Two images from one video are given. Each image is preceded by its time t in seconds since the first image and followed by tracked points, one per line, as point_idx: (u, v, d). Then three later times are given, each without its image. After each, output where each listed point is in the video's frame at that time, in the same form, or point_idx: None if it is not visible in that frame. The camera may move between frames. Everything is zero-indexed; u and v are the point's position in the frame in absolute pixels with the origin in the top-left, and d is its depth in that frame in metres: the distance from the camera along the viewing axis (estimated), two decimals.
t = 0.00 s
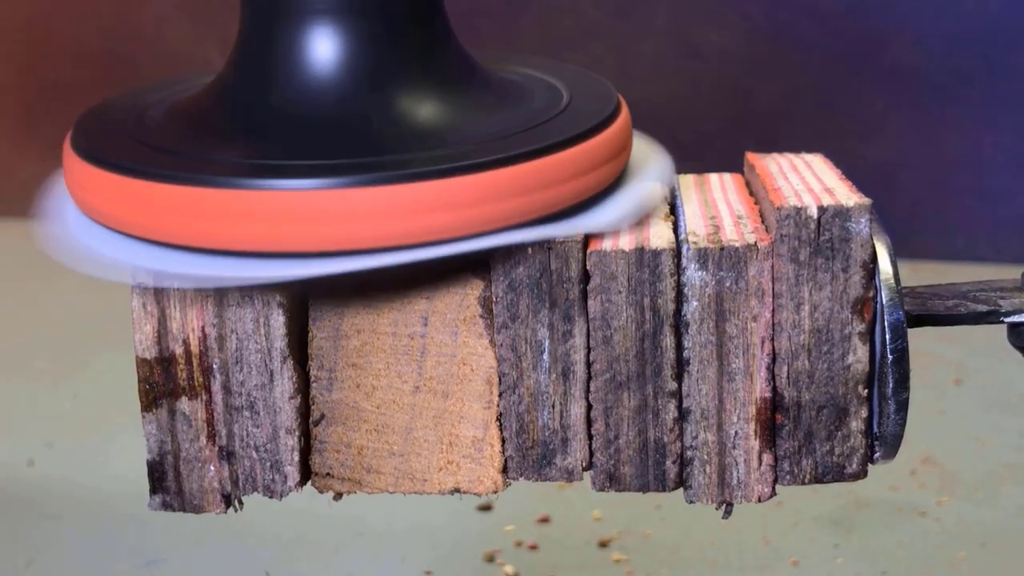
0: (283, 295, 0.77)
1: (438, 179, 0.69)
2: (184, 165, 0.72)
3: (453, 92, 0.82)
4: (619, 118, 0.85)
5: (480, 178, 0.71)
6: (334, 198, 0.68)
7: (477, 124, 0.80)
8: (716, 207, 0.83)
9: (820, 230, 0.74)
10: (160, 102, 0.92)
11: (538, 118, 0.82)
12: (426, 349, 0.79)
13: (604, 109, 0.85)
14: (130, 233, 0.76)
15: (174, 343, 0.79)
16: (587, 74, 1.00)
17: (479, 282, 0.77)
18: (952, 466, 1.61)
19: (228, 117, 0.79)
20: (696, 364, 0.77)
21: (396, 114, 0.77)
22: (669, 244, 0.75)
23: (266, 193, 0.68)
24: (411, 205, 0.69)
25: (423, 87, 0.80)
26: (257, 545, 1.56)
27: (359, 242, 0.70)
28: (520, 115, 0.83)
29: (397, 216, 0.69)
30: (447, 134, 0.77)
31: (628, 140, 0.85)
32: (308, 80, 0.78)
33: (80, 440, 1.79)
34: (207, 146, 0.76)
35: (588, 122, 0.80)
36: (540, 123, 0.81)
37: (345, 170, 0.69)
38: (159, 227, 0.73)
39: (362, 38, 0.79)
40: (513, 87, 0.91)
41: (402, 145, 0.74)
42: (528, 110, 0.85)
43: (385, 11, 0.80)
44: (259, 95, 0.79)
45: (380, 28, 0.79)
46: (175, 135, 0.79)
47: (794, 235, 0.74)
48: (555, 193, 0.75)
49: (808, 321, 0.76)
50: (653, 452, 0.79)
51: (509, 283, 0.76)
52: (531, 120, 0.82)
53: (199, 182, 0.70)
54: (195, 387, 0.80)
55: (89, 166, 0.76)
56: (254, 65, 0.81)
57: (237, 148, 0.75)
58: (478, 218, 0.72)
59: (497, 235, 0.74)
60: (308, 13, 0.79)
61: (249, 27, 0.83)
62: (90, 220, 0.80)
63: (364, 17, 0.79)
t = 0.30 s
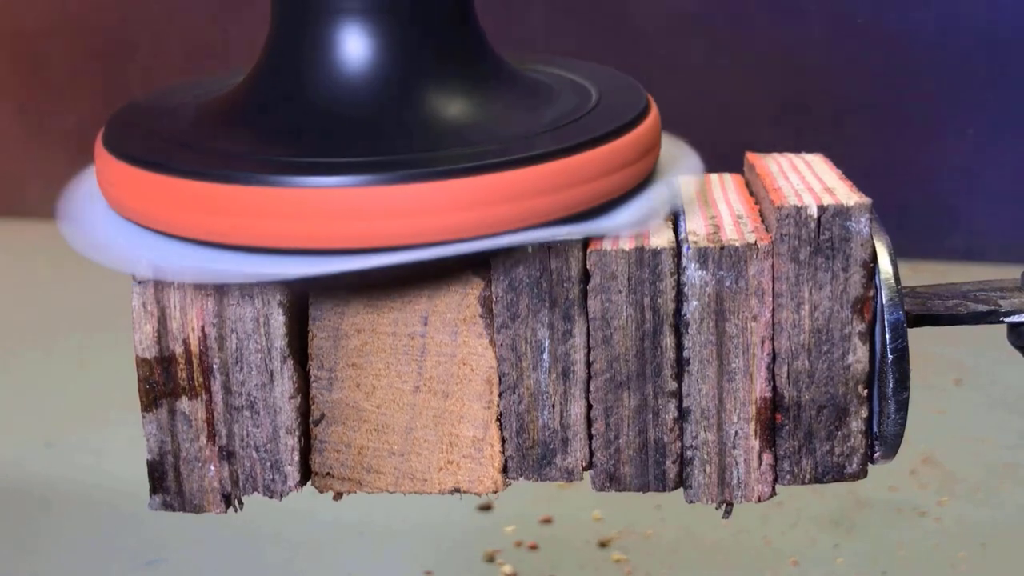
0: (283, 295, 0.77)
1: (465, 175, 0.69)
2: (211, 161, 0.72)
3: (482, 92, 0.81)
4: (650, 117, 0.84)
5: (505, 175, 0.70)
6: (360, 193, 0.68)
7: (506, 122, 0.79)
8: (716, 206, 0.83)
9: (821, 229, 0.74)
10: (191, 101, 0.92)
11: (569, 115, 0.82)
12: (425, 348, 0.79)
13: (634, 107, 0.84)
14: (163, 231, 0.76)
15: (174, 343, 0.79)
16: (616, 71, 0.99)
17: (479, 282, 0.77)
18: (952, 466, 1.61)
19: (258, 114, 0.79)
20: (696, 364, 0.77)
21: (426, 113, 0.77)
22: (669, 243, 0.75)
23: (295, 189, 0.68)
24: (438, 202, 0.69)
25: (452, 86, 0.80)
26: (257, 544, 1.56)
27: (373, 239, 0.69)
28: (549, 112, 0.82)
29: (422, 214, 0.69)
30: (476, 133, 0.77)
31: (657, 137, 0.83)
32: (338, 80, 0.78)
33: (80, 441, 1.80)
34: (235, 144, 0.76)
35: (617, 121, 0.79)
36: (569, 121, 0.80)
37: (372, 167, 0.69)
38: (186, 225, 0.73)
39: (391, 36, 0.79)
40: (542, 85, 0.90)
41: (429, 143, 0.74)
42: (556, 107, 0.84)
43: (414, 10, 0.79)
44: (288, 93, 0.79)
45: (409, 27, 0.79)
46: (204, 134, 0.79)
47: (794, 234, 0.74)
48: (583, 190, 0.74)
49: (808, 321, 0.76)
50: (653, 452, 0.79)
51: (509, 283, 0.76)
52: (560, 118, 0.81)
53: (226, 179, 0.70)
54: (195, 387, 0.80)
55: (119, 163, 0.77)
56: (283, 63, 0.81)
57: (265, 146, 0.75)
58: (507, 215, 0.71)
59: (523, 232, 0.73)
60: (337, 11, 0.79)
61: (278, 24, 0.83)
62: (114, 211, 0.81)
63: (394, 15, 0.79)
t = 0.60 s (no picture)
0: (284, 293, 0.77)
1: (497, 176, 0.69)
2: (241, 165, 0.72)
3: (509, 91, 0.81)
4: (677, 116, 0.83)
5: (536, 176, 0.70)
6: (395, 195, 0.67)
7: (532, 121, 0.79)
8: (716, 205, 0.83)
9: (821, 228, 0.74)
10: (211, 107, 0.92)
11: (595, 115, 0.81)
12: (426, 347, 0.78)
13: (661, 106, 0.84)
14: (195, 236, 0.75)
15: (174, 341, 0.79)
16: (646, 71, 0.99)
17: (478, 280, 0.77)
18: (952, 466, 1.61)
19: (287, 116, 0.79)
20: (696, 363, 0.77)
21: (453, 112, 0.77)
22: (670, 242, 0.75)
23: (327, 192, 0.68)
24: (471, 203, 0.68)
25: (479, 86, 0.80)
26: (256, 545, 1.56)
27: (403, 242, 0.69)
28: (577, 111, 0.82)
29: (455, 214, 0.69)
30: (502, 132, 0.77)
31: (684, 136, 0.83)
32: (365, 80, 0.78)
33: (80, 440, 1.80)
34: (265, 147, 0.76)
35: (641, 120, 0.79)
36: (595, 120, 0.80)
37: (405, 169, 0.69)
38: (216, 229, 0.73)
39: (417, 36, 0.79)
40: (570, 85, 0.90)
41: (458, 142, 0.74)
42: (583, 106, 0.84)
43: (439, 9, 0.79)
44: (316, 93, 0.80)
45: (434, 27, 0.79)
46: (230, 136, 0.80)
47: (795, 234, 0.74)
48: (612, 190, 0.74)
49: (808, 320, 0.76)
50: (653, 451, 0.79)
51: (509, 281, 0.76)
52: (587, 117, 0.81)
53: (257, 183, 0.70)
54: (195, 385, 0.80)
55: (148, 166, 0.76)
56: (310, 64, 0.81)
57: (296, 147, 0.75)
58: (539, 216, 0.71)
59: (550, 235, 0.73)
60: (361, 12, 0.79)
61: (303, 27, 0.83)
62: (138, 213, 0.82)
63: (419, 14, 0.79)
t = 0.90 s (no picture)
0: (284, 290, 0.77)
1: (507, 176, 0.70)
2: (257, 163, 0.73)
3: (526, 88, 0.81)
4: (692, 113, 0.84)
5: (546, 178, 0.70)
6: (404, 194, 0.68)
7: (549, 118, 0.79)
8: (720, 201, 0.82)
9: (822, 226, 0.74)
10: (216, 107, 0.92)
11: (611, 112, 0.82)
12: (425, 343, 0.78)
13: (677, 103, 0.84)
14: (209, 236, 0.76)
15: (174, 337, 0.79)
16: (659, 66, 0.99)
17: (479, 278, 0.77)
18: (952, 465, 1.61)
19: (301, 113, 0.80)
20: (696, 361, 0.77)
21: (470, 110, 0.77)
22: (670, 239, 0.75)
23: (341, 191, 0.68)
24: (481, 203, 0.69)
25: (495, 83, 0.80)
26: (256, 545, 1.56)
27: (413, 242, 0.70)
28: (591, 109, 0.83)
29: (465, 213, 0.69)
30: (518, 129, 0.77)
31: (698, 133, 0.83)
32: (381, 76, 0.79)
33: (79, 439, 1.80)
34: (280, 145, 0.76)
35: (655, 119, 0.79)
36: (611, 118, 0.80)
37: (418, 167, 0.69)
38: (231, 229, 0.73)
39: (434, 33, 0.79)
40: (586, 81, 0.90)
41: (472, 141, 0.74)
42: (597, 104, 0.84)
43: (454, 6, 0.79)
44: (330, 89, 0.80)
45: (450, 23, 0.79)
46: (248, 134, 0.80)
47: (796, 232, 0.74)
48: (623, 189, 0.75)
49: (809, 318, 0.76)
50: (653, 449, 0.79)
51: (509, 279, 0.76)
52: (604, 114, 0.81)
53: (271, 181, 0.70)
54: (195, 381, 0.80)
55: (162, 167, 0.77)
56: (326, 60, 0.81)
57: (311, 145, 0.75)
58: (550, 215, 0.72)
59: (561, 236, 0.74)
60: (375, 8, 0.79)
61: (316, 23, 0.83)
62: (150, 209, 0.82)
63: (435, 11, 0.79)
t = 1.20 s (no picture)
0: (283, 290, 0.77)
1: (557, 164, 0.70)
2: (309, 154, 0.74)
3: (573, 82, 0.82)
4: (741, 107, 0.84)
5: (595, 165, 0.70)
6: (456, 185, 0.69)
7: (596, 111, 0.80)
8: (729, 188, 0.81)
9: (822, 225, 0.74)
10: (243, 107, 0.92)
11: (658, 106, 0.82)
12: (425, 342, 0.78)
13: (725, 97, 0.84)
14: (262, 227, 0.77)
15: (174, 338, 0.79)
16: (706, 65, 0.99)
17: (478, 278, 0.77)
18: (953, 466, 1.60)
19: (350, 105, 0.81)
20: (696, 360, 0.77)
21: (517, 103, 0.78)
22: (670, 239, 0.75)
23: (389, 180, 0.69)
24: (523, 194, 0.70)
25: (543, 76, 0.80)
26: (255, 544, 1.56)
27: (455, 231, 0.71)
28: (638, 103, 0.83)
29: (506, 206, 0.70)
30: (565, 121, 0.77)
31: (751, 126, 0.84)
32: (432, 69, 0.80)
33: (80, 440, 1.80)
34: (329, 137, 0.77)
35: (704, 112, 0.79)
36: (659, 111, 0.80)
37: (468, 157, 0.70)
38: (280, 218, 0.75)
39: (483, 27, 0.80)
40: (633, 78, 0.91)
41: (516, 133, 0.75)
42: (644, 98, 0.85)
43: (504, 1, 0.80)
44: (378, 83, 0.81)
45: (500, 18, 0.80)
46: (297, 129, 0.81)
47: (796, 230, 0.74)
48: (674, 179, 0.75)
49: (808, 317, 0.76)
50: (652, 448, 0.79)
51: (509, 278, 0.76)
52: (651, 107, 0.82)
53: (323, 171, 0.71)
54: (195, 382, 0.80)
55: (214, 158, 0.78)
56: (375, 55, 0.83)
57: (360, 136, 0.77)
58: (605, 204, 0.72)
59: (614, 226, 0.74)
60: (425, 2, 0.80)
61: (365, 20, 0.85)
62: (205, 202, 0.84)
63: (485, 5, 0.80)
